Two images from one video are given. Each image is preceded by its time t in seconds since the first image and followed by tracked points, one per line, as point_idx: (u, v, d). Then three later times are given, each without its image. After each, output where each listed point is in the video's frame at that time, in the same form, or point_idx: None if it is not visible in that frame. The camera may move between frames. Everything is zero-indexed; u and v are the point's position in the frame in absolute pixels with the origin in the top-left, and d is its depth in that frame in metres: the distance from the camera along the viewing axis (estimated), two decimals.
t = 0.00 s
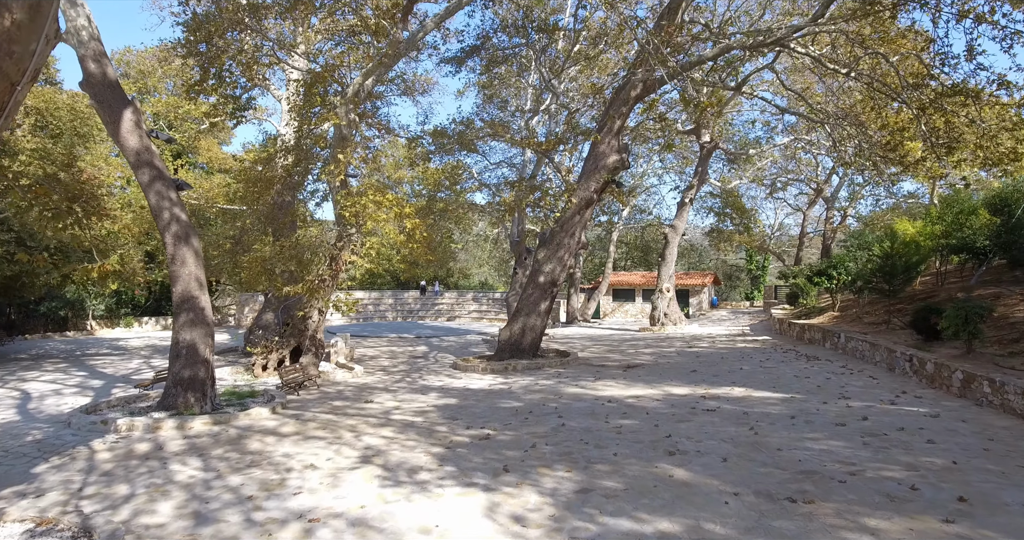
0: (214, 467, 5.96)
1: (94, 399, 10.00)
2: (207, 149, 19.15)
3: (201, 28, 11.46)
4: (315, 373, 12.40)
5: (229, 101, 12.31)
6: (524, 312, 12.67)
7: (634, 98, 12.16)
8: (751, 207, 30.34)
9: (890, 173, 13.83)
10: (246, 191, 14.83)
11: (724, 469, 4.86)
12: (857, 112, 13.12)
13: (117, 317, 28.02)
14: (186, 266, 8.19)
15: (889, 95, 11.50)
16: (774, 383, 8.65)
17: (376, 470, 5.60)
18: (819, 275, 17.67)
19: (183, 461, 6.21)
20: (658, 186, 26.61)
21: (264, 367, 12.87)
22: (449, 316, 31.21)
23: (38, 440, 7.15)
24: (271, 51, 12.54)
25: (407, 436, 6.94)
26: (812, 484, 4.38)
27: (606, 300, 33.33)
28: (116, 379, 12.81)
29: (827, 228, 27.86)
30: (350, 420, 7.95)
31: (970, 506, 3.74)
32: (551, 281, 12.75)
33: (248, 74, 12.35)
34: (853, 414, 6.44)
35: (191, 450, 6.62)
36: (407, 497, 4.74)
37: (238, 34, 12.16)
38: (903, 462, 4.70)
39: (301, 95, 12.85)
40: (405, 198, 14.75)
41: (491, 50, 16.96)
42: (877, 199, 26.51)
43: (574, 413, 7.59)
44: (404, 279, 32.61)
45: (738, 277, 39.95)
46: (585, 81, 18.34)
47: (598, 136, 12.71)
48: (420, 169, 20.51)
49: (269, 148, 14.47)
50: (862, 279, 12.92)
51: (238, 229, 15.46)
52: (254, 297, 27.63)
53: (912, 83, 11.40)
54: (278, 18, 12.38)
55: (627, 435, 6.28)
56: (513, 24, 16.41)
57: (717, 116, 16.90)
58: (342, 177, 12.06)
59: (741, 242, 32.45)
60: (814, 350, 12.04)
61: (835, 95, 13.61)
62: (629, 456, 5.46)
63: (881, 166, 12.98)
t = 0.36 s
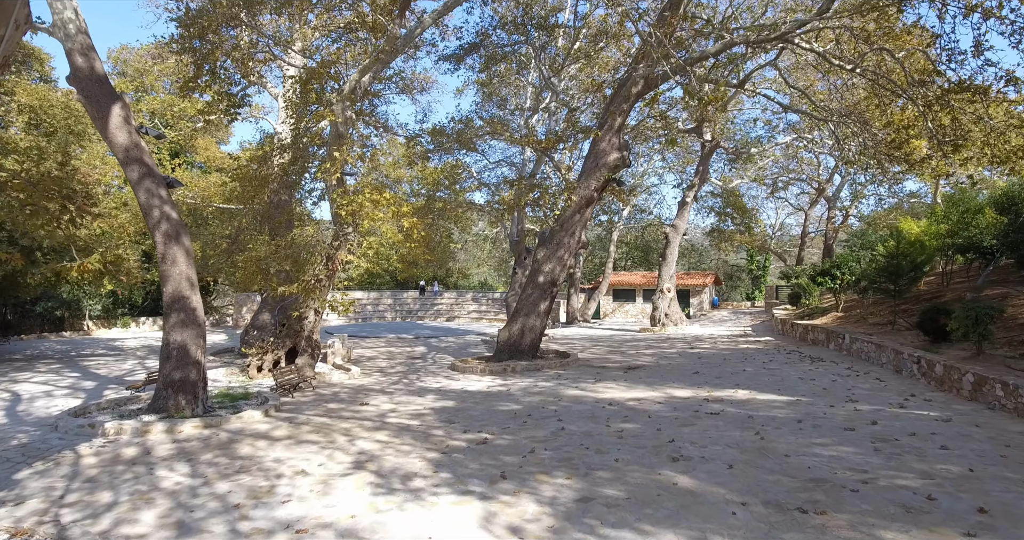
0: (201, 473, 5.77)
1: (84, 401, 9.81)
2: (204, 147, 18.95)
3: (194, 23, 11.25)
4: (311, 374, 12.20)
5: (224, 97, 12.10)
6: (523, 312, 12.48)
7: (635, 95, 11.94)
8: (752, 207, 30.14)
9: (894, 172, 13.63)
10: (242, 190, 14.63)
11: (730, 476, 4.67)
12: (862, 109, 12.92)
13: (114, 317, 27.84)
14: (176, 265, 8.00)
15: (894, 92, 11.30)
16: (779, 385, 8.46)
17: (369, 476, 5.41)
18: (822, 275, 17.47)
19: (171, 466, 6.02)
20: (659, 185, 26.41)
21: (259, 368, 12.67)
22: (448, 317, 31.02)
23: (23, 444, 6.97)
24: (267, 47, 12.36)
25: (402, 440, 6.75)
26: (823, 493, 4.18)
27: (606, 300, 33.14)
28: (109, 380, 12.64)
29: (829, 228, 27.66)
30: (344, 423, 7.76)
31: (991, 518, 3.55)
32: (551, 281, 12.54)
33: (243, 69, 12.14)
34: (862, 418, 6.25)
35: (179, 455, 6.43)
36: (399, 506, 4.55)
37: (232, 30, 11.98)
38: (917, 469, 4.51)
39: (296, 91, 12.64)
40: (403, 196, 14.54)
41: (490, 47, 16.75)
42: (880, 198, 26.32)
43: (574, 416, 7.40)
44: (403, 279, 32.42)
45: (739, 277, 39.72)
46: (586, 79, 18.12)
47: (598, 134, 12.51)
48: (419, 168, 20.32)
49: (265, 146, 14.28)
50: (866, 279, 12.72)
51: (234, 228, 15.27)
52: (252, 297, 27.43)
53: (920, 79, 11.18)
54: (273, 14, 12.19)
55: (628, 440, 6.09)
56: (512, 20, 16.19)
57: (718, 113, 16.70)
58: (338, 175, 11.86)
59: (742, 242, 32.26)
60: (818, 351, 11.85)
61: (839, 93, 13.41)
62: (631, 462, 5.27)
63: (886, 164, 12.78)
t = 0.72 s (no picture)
0: (187, 480, 5.56)
1: (74, 403, 9.61)
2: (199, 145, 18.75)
3: (186, 19, 11.03)
4: (306, 376, 11.98)
5: (218, 94, 11.87)
6: (522, 312, 12.28)
7: (636, 91, 11.72)
8: (754, 206, 29.92)
9: (899, 170, 13.41)
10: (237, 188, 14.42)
11: (737, 485, 4.47)
12: (868, 106, 12.69)
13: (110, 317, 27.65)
14: (166, 265, 7.79)
15: (900, 88, 11.09)
16: (784, 388, 8.24)
17: (360, 483, 5.20)
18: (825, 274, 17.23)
19: (156, 472, 5.81)
20: (659, 184, 26.24)
21: (254, 369, 12.45)
22: (447, 317, 30.82)
23: (5, 449, 6.77)
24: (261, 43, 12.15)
25: (396, 445, 6.53)
26: (836, 504, 3.98)
27: (607, 300, 32.92)
28: (101, 381, 12.43)
29: (830, 228, 27.46)
30: (338, 426, 7.55)
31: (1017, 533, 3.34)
32: (551, 281, 12.32)
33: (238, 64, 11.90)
34: (872, 422, 6.03)
35: (165, 460, 6.22)
36: (391, 516, 4.34)
37: (227, 25, 11.76)
38: (933, 478, 4.30)
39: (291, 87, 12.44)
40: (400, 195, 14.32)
41: (488, 44, 16.53)
42: (882, 198, 26.11)
43: (574, 419, 7.18)
44: (402, 278, 32.23)
45: (740, 277, 39.49)
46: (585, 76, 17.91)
47: (598, 130, 12.28)
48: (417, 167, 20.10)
49: (261, 144, 14.07)
50: (871, 278, 12.48)
51: (229, 228, 15.06)
52: (249, 297, 27.22)
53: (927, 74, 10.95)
54: (268, 9, 11.98)
55: (630, 445, 5.88)
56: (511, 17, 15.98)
57: (720, 111, 16.49)
58: (334, 172, 11.64)
59: (743, 242, 32.04)
60: (822, 352, 11.64)
61: (843, 90, 13.20)
62: (633, 469, 5.06)
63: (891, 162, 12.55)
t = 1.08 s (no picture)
0: (173, 487, 5.36)
1: (64, 406, 9.41)
2: (196, 144, 18.57)
3: (179, 14, 10.83)
4: (302, 377, 11.78)
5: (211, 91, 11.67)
6: (521, 313, 12.08)
7: (637, 88, 11.52)
8: (755, 206, 29.73)
9: (904, 168, 13.22)
10: (233, 187, 14.23)
11: (746, 494, 4.28)
12: (873, 103, 12.49)
13: (107, 318, 27.47)
14: (156, 264, 7.60)
15: (906, 85, 10.90)
16: (789, 391, 8.05)
17: (353, 491, 5.01)
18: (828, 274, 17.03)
19: (142, 479, 5.62)
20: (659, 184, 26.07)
21: (249, 371, 12.25)
22: (446, 317, 30.64)
23: None
24: (257, 39, 11.96)
25: (391, 449, 6.34)
26: (851, 515, 3.79)
27: (607, 301, 32.73)
28: (94, 383, 12.25)
29: (832, 227, 27.27)
30: (332, 430, 7.36)
31: None
32: (550, 281, 12.13)
33: (232, 61, 11.71)
34: (883, 427, 5.84)
35: (152, 466, 6.02)
36: (383, 527, 4.15)
37: (221, 22, 11.57)
38: (951, 487, 4.11)
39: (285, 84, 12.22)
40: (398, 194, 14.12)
41: (487, 41, 16.34)
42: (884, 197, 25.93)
43: (574, 423, 7.00)
44: (401, 279, 32.04)
45: (741, 277, 39.30)
46: (586, 74, 17.71)
47: (598, 128, 12.08)
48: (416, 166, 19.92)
49: (257, 142, 13.88)
50: (876, 278, 12.28)
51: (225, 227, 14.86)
52: (247, 298, 27.02)
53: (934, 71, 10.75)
54: (263, 5, 11.78)
55: (632, 450, 5.69)
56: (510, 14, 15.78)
57: (721, 109, 16.30)
58: (330, 171, 11.45)
59: (744, 242, 31.87)
60: (827, 353, 11.44)
61: (847, 87, 13.01)
62: (636, 476, 4.87)
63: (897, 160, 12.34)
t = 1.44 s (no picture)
0: (157, 495, 5.15)
1: (52, 408, 9.19)
2: (192, 142, 18.34)
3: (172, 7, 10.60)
4: (297, 379, 11.56)
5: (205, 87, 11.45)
6: (521, 313, 11.86)
7: (639, 83, 11.30)
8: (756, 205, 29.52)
9: (910, 166, 13.00)
10: (228, 185, 14.02)
11: (756, 505, 4.06)
12: (879, 100, 12.28)
13: (103, 318, 27.23)
14: (144, 264, 7.39)
15: (913, 80, 10.67)
16: (796, 393, 7.82)
17: (344, 500, 4.79)
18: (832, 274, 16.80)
19: (126, 486, 5.40)
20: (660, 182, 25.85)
21: (243, 372, 12.02)
22: (445, 317, 30.42)
23: None
24: (253, 34, 11.76)
25: (386, 455, 6.12)
26: (870, 528, 3.57)
27: (607, 301, 32.52)
28: (86, 384, 12.04)
29: (834, 226, 27.05)
30: (326, 434, 7.14)
31: None
32: (550, 281, 11.90)
33: (226, 56, 11.48)
34: (896, 432, 5.62)
35: (137, 472, 5.80)
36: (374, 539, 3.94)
37: (215, 16, 11.35)
38: (974, 498, 3.89)
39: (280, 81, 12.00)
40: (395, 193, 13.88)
41: (487, 38, 16.11)
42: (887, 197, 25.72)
43: (575, 427, 6.78)
44: (400, 278, 31.82)
45: (742, 277, 39.07)
46: (586, 71, 17.49)
47: (599, 124, 11.84)
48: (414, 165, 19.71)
49: (252, 139, 13.66)
50: (882, 277, 12.06)
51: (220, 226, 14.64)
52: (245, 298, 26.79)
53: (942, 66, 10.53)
54: None
55: (636, 457, 5.47)
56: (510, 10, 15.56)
57: (723, 107, 16.09)
58: (326, 168, 11.22)
59: (745, 241, 31.66)
60: (832, 355, 11.23)
61: (851, 84, 12.80)
62: (641, 485, 4.65)
63: (903, 157, 12.12)
